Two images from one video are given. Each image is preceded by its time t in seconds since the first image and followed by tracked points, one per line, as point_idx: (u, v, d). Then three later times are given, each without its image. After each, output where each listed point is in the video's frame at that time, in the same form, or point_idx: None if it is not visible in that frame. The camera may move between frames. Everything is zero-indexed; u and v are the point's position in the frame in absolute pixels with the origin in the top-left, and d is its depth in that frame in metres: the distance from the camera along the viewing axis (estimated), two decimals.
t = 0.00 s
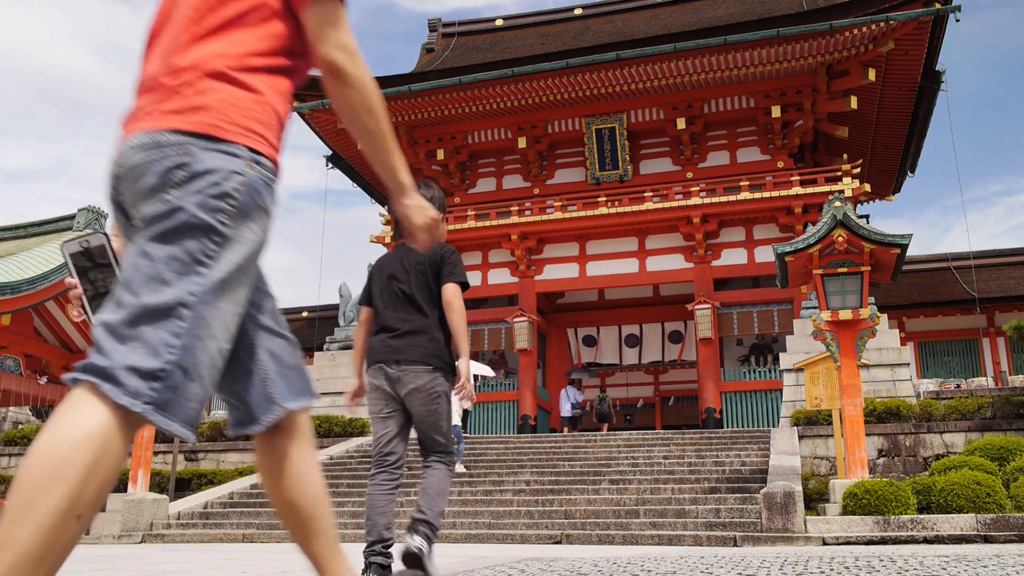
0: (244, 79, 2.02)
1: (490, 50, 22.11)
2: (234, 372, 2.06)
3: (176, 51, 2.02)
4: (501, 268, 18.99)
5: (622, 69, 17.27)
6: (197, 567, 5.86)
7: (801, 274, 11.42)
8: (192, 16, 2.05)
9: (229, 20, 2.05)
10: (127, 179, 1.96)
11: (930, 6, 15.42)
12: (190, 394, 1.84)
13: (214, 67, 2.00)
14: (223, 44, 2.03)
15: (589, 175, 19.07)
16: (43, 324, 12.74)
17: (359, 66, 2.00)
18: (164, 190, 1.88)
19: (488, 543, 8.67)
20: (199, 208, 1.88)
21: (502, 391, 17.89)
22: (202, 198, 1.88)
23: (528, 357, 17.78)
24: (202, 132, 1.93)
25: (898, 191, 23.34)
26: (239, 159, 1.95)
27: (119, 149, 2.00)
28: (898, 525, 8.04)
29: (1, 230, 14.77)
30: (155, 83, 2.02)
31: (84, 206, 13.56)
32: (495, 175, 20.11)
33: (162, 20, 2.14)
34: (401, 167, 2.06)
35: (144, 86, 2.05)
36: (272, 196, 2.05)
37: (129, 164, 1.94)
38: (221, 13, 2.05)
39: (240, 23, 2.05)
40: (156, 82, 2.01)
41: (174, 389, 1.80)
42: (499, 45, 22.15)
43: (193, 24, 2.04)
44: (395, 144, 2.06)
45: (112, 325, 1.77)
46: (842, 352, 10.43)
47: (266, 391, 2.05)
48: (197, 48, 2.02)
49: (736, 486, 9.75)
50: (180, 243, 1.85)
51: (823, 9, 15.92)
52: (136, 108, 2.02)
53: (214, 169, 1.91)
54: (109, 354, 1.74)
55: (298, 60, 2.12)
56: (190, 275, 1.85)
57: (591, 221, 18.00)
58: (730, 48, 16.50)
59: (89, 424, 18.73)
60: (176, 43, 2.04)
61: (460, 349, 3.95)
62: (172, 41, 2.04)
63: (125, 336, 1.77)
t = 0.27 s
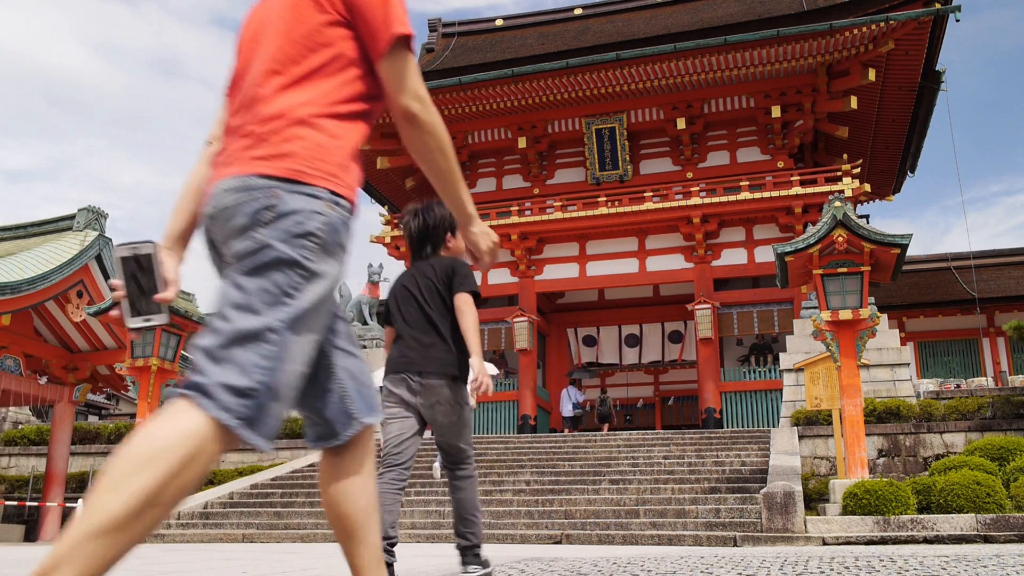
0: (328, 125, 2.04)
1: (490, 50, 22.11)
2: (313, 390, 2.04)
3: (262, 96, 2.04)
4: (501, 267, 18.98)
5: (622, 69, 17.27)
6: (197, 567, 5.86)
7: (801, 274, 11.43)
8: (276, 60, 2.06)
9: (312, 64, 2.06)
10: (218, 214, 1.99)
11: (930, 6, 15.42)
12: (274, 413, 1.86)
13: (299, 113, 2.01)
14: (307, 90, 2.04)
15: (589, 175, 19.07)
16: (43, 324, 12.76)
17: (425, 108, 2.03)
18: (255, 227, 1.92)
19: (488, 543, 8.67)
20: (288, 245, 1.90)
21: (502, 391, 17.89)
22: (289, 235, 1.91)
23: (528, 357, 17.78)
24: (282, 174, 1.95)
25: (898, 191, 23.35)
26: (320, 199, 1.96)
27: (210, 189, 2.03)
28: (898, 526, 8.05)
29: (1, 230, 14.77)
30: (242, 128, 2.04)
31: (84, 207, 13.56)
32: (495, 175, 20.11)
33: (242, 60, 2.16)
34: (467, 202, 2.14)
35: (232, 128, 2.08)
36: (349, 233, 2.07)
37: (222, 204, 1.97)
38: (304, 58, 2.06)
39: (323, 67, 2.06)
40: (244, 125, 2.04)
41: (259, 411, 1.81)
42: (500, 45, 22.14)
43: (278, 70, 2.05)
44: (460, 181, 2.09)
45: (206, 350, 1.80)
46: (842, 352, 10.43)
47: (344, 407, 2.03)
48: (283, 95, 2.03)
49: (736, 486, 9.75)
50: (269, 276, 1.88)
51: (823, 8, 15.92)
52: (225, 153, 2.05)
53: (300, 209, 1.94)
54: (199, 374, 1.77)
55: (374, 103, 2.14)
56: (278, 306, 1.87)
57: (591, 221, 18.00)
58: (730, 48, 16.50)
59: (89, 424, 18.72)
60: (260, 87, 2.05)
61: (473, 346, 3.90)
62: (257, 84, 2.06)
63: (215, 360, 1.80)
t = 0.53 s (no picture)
0: (414, 154, 2.14)
1: (490, 50, 22.10)
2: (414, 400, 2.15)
3: (351, 123, 2.12)
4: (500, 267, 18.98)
5: (622, 69, 17.28)
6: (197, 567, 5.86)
7: (801, 274, 11.43)
8: (359, 89, 2.16)
9: (393, 93, 2.16)
10: (318, 258, 2.05)
11: (930, 6, 15.41)
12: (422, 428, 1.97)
13: (389, 142, 2.11)
14: (391, 117, 2.14)
15: (589, 175, 19.07)
16: (43, 324, 12.74)
17: (475, 131, 2.14)
18: (365, 266, 1.99)
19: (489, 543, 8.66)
20: (401, 276, 1.98)
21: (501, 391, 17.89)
22: (400, 269, 1.99)
23: (528, 357, 17.77)
24: (380, 207, 2.04)
25: (898, 191, 23.35)
26: (414, 228, 2.07)
27: (300, 233, 2.09)
28: (898, 526, 8.05)
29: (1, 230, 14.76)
30: (328, 153, 2.12)
31: (84, 207, 13.56)
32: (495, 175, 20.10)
33: (317, 87, 2.24)
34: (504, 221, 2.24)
35: (316, 154, 2.16)
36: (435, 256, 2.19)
37: (321, 234, 2.04)
38: (386, 87, 2.16)
39: (404, 95, 2.16)
40: (330, 152, 2.11)
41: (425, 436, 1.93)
42: (500, 45, 22.14)
43: (365, 99, 2.14)
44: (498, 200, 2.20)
45: (364, 399, 1.89)
46: (842, 352, 10.43)
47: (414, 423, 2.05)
48: (370, 123, 2.12)
49: (736, 486, 9.75)
50: (395, 312, 1.96)
51: (823, 8, 15.90)
52: (311, 179, 2.12)
53: (402, 242, 2.03)
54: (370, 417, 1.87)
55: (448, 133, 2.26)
56: (410, 336, 1.96)
57: (591, 221, 18.00)
58: (730, 48, 16.49)
59: (89, 425, 18.71)
60: (345, 115, 2.14)
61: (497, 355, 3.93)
62: (343, 112, 2.15)
63: (376, 403, 1.89)
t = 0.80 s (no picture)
0: (462, 155, 2.40)
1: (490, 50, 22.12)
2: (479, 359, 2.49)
3: (405, 128, 2.40)
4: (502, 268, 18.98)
5: (622, 69, 17.28)
6: (197, 567, 5.85)
7: (801, 274, 11.43)
8: (410, 99, 2.44)
9: (441, 101, 2.43)
10: (388, 269, 2.28)
11: (930, 6, 15.41)
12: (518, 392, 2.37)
13: (440, 144, 2.38)
14: (440, 123, 2.41)
15: (589, 175, 19.07)
16: (42, 323, 12.63)
17: (503, 131, 2.38)
18: (435, 273, 2.22)
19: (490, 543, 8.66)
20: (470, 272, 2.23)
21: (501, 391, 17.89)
22: (468, 267, 2.24)
23: (527, 357, 17.77)
24: (439, 205, 2.29)
25: (898, 191, 23.37)
26: (473, 219, 2.32)
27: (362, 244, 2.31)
28: (898, 525, 8.05)
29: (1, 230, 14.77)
30: (385, 156, 2.39)
31: (83, 207, 13.57)
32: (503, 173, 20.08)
33: (370, 99, 2.54)
34: (517, 223, 2.34)
35: (373, 156, 2.43)
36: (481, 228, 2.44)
37: (388, 239, 2.26)
38: (434, 95, 2.43)
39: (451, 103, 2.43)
40: (387, 154, 2.39)
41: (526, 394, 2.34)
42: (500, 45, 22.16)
43: (416, 108, 2.43)
44: (516, 200, 2.35)
45: (473, 388, 2.26)
46: (842, 352, 10.43)
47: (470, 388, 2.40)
48: (422, 128, 2.40)
49: (736, 486, 9.75)
50: (477, 307, 2.23)
51: (823, 8, 15.89)
52: (371, 180, 2.37)
53: (462, 237, 2.26)
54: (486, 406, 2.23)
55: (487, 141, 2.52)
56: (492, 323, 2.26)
57: (590, 220, 18.00)
58: (730, 48, 16.49)
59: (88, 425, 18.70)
60: (399, 120, 2.42)
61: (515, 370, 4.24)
62: (397, 120, 2.42)
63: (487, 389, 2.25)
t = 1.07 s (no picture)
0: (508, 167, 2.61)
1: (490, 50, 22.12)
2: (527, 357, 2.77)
3: (453, 144, 2.61)
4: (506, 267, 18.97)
5: (622, 69, 17.28)
6: (197, 567, 5.85)
7: (801, 274, 11.42)
8: (455, 119, 2.65)
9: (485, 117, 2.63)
10: (447, 275, 2.56)
11: (930, 6, 15.41)
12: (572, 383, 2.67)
13: (486, 157, 2.59)
14: (485, 139, 2.61)
15: (589, 175, 19.07)
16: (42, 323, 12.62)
17: (527, 136, 2.54)
18: (496, 278, 2.51)
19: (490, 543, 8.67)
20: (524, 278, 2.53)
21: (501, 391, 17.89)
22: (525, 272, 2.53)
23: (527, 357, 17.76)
24: (493, 214, 2.53)
25: (897, 191, 23.38)
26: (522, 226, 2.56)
27: (421, 254, 2.59)
28: (898, 525, 8.05)
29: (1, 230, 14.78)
30: (437, 172, 2.63)
31: (84, 207, 13.57)
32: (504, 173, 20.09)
33: (417, 119, 2.74)
34: (533, 227, 2.46)
35: (425, 173, 2.66)
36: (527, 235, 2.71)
37: (448, 248, 2.53)
38: (478, 113, 2.63)
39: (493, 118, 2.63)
40: (438, 171, 2.63)
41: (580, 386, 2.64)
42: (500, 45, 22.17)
43: (462, 126, 2.63)
44: (528, 200, 2.49)
45: (535, 382, 2.55)
46: (842, 352, 10.43)
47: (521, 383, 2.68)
48: (469, 143, 2.60)
49: (736, 486, 9.75)
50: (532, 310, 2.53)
51: (823, 8, 15.90)
52: (425, 195, 2.62)
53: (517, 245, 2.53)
54: (546, 402, 2.53)
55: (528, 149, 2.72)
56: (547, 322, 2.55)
57: (590, 220, 18.01)
58: (730, 48, 16.50)
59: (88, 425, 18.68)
60: (446, 137, 2.64)
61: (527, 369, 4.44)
62: (445, 138, 2.64)
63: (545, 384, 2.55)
